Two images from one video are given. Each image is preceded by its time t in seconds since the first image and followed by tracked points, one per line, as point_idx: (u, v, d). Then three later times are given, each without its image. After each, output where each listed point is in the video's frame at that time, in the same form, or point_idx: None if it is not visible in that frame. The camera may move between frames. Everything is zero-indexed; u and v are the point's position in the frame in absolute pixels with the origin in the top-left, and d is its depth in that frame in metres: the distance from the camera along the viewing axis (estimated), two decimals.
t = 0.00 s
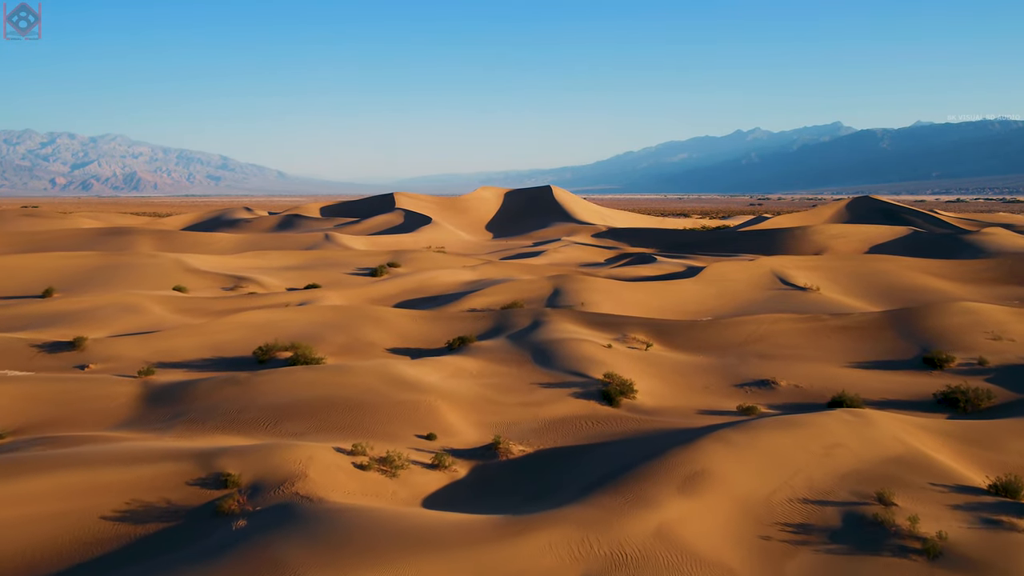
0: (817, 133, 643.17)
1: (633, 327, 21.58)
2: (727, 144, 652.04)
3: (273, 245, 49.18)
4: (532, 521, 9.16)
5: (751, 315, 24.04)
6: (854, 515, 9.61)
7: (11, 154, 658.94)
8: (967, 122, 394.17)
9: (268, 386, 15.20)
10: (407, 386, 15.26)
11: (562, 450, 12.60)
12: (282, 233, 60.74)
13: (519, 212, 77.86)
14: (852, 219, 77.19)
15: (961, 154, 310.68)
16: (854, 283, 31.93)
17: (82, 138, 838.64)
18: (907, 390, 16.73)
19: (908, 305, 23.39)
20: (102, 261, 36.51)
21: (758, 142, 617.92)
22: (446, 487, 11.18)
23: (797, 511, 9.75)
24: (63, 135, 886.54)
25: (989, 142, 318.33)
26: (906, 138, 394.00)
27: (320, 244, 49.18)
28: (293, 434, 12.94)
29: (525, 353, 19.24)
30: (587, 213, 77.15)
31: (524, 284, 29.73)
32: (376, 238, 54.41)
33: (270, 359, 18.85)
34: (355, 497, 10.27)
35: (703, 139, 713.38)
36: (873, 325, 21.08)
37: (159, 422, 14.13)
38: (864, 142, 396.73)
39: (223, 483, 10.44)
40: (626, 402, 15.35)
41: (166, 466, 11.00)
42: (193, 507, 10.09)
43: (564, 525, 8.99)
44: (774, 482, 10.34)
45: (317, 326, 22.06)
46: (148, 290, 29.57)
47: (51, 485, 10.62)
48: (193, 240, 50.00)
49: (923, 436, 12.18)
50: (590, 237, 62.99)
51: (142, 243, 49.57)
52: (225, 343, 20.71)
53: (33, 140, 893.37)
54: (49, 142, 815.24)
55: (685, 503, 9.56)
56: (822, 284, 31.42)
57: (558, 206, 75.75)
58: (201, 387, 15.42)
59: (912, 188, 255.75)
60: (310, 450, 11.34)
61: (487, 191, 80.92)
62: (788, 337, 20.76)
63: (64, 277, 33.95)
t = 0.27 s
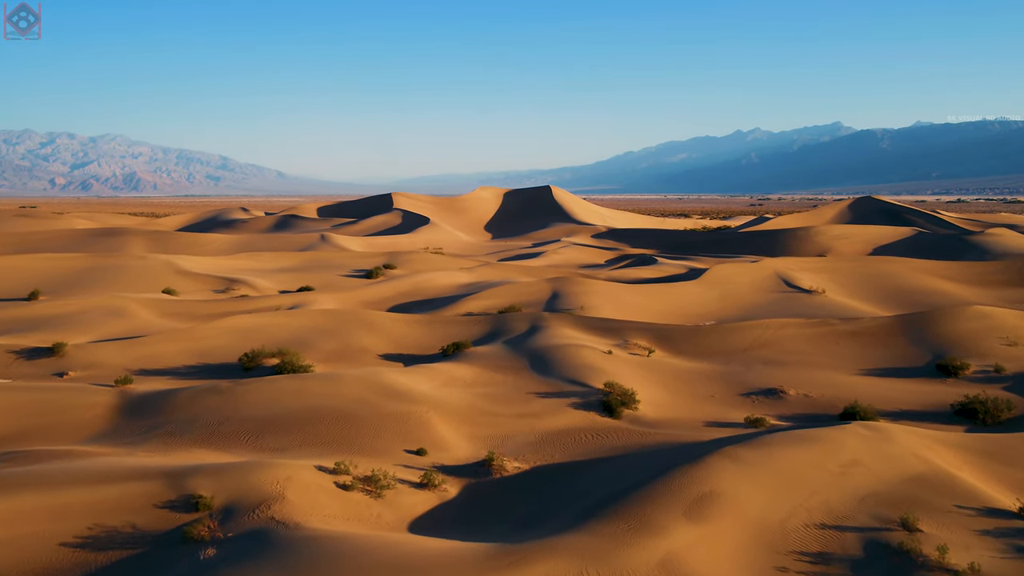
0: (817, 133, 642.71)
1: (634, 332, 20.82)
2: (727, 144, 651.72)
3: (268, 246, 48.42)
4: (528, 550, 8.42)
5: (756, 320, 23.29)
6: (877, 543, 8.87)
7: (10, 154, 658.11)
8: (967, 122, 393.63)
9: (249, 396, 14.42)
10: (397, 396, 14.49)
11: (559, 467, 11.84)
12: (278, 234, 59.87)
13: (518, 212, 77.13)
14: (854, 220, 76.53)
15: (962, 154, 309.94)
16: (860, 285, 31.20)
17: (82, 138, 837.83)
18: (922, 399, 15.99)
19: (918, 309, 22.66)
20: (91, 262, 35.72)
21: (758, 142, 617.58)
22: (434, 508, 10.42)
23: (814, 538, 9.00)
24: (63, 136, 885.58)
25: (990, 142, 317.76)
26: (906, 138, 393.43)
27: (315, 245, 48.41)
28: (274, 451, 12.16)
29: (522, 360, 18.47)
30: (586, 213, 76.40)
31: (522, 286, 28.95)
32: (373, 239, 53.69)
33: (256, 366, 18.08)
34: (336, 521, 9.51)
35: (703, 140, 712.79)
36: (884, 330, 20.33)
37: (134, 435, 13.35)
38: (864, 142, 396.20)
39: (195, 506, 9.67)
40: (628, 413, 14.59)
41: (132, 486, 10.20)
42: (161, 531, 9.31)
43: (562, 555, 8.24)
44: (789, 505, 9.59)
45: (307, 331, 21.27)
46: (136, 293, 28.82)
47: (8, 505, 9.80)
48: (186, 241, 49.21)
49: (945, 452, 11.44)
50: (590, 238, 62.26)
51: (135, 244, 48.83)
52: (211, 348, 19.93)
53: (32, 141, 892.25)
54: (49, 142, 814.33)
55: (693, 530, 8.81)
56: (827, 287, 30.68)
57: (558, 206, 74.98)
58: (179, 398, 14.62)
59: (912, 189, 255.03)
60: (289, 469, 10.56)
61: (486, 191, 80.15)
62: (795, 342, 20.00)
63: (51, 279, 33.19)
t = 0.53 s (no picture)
0: (817, 133, 642.20)
1: (634, 337, 20.07)
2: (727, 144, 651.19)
3: (262, 247, 47.65)
4: None
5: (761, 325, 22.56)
6: None
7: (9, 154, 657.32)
8: (967, 122, 393.09)
9: (228, 407, 13.64)
10: (385, 407, 13.72)
11: (556, 486, 11.09)
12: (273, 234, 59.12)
13: (517, 212, 76.40)
14: (856, 220, 75.83)
15: (962, 154, 309.22)
16: (866, 288, 30.46)
17: (81, 138, 836.77)
18: (938, 409, 15.24)
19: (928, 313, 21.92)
20: (80, 264, 34.98)
21: (758, 142, 617.00)
22: (421, 533, 9.66)
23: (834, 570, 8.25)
24: (62, 136, 884.57)
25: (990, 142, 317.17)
26: (906, 138, 392.87)
27: (311, 246, 47.65)
28: (251, 469, 11.39)
29: (518, 367, 17.70)
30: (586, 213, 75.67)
31: (519, 289, 28.18)
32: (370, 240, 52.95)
33: (240, 374, 17.32)
34: (313, 550, 8.74)
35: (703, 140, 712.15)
36: (895, 336, 19.56)
37: (105, 450, 12.57)
38: (864, 142, 395.59)
39: (160, 532, 8.91)
40: (629, 424, 13.83)
41: (93, 510, 9.42)
42: (122, 561, 8.54)
43: None
44: (805, 531, 8.84)
45: (295, 335, 20.49)
46: (123, 295, 28.06)
47: None
48: (180, 241, 48.44)
49: (970, 470, 10.69)
50: (589, 239, 61.52)
51: (127, 245, 48.05)
52: (194, 353, 19.15)
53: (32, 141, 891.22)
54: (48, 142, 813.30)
55: (701, 561, 8.07)
56: (833, 289, 29.93)
57: (557, 206, 74.21)
58: (154, 410, 13.84)
59: (913, 189, 254.42)
60: (264, 490, 9.79)
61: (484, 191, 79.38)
62: (803, 348, 19.25)
63: (38, 281, 32.41)
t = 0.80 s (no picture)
0: (817, 133, 641.49)
1: (635, 342, 19.29)
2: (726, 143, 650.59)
3: (257, 248, 46.89)
4: None
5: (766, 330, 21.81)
6: None
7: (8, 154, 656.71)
8: (967, 122, 392.50)
9: (205, 420, 12.84)
10: (370, 420, 12.92)
11: (550, 509, 10.29)
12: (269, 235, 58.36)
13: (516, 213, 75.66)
14: (859, 220, 75.09)
15: (963, 153, 308.43)
16: (873, 290, 29.69)
17: (81, 138, 835.58)
18: (955, 420, 14.47)
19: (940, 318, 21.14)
20: (68, 265, 34.20)
21: (758, 142, 616.38)
22: (405, 563, 8.88)
23: None
24: (63, 135, 883.94)
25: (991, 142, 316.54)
26: (906, 138, 392.24)
27: (306, 247, 46.87)
28: (226, 490, 10.60)
29: (514, 375, 16.93)
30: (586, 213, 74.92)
31: (517, 291, 27.42)
32: (366, 240, 52.17)
33: (223, 382, 16.50)
34: None
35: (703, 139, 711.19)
36: (906, 341, 18.79)
37: (72, 467, 11.77)
38: (864, 142, 394.99)
39: (116, 564, 8.11)
40: (630, 438, 13.05)
41: (44, 538, 8.58)
42: None
43: None
44: (824, 564, 8.06)
45: (283, 341, 19.72)
46: (109, 298, 27.28)
47: None
48: (173, 242, 47.65)
49: (998, 492, 9.92)
50: (589, 239, 60.78)
51: (119, 247, 47.27)
52: (177, 359, 18.37)
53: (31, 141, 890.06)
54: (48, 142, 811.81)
55: None
56: (838, 292, 29.17)
57: (556, 206, 73.41)
58: (127, 422, 13.04)
59: (913, 188, 253.80)
60: (233, 515, 8.99)
61: (483, 191, 78.59)
62: (811, 354, 18.48)
63: (24, 283, 31.64)
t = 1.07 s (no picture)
0: (816, 133, 641.17)
1: (636, 348, 18.51)
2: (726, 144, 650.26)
3: (251, 249, 46.15)
4: None
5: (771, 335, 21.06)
6: None
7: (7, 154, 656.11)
8: (967, 122, 391.97)
9: (179, 434, 12.06)
10: (355, 434, 12.13)
11: (545, 534, 9.51)
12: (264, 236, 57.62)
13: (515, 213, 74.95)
14: (861, 220, 74.37)
15: (963, 153, 307.80)
16: (879, 293, 28.95)
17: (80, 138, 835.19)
18: (973, 433, 13.71)
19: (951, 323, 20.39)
20: (56, 266, 33.44)
21: (757, 142, 615.98)
22: None
23: None
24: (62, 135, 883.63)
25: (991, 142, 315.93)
26: (906, 138, 391.74)
27: (300, 248, 46.09)
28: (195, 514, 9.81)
29: (509, 384, 16.15)
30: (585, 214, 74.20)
31: (513, 294, 26.64)
32: (362, 241, 51.42)
33: (203, 392, 15.70)
34: None
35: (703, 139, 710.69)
36: (918, 347, 18.03)
37: (33, 485, 10.99)
38: (864, 142, 394.45)
39: None
40: (631, 453, 12.28)
41: None
42: None
43: None
44: None
45: (269, 347, 18.93)
46: (94, 302, 26.52)
47: None
48: (166, 243, 46.86)
49: None
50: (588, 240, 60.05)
51: (111, 248, 46.52)
52: (158, 366, 17.57)
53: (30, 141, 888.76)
54: (47, 142, 810.47)
55: None
56: (844, 294, 28.42)
57: (556, 206, 72.65)
58: (96, 436, 12.24)
59: (913, 189, 253.26)
60: (197, 545, 8.20)
61: (481, 191, 77.85)
62: (819, 360, 17.71)
63: (9, 285, 30.88)
